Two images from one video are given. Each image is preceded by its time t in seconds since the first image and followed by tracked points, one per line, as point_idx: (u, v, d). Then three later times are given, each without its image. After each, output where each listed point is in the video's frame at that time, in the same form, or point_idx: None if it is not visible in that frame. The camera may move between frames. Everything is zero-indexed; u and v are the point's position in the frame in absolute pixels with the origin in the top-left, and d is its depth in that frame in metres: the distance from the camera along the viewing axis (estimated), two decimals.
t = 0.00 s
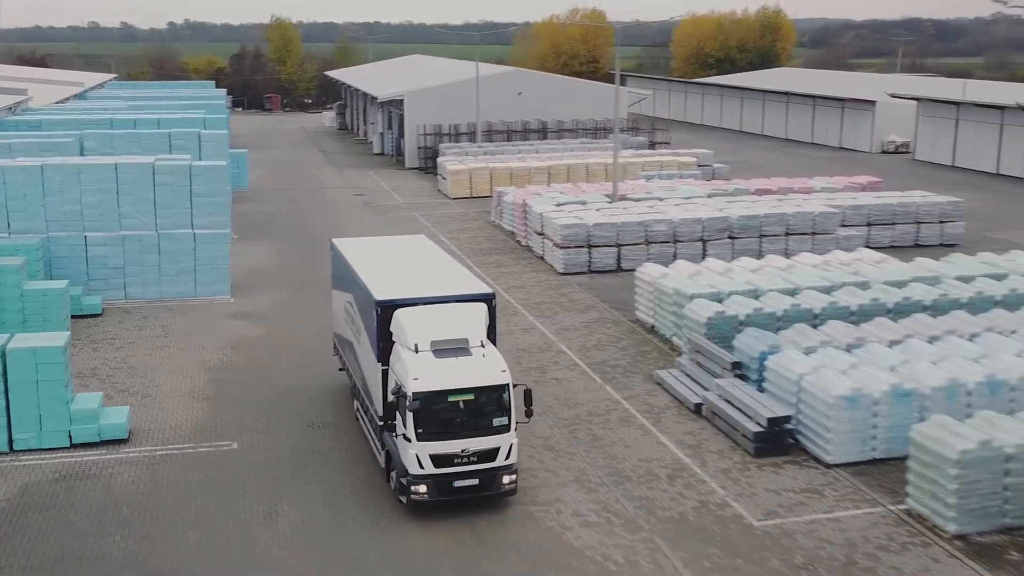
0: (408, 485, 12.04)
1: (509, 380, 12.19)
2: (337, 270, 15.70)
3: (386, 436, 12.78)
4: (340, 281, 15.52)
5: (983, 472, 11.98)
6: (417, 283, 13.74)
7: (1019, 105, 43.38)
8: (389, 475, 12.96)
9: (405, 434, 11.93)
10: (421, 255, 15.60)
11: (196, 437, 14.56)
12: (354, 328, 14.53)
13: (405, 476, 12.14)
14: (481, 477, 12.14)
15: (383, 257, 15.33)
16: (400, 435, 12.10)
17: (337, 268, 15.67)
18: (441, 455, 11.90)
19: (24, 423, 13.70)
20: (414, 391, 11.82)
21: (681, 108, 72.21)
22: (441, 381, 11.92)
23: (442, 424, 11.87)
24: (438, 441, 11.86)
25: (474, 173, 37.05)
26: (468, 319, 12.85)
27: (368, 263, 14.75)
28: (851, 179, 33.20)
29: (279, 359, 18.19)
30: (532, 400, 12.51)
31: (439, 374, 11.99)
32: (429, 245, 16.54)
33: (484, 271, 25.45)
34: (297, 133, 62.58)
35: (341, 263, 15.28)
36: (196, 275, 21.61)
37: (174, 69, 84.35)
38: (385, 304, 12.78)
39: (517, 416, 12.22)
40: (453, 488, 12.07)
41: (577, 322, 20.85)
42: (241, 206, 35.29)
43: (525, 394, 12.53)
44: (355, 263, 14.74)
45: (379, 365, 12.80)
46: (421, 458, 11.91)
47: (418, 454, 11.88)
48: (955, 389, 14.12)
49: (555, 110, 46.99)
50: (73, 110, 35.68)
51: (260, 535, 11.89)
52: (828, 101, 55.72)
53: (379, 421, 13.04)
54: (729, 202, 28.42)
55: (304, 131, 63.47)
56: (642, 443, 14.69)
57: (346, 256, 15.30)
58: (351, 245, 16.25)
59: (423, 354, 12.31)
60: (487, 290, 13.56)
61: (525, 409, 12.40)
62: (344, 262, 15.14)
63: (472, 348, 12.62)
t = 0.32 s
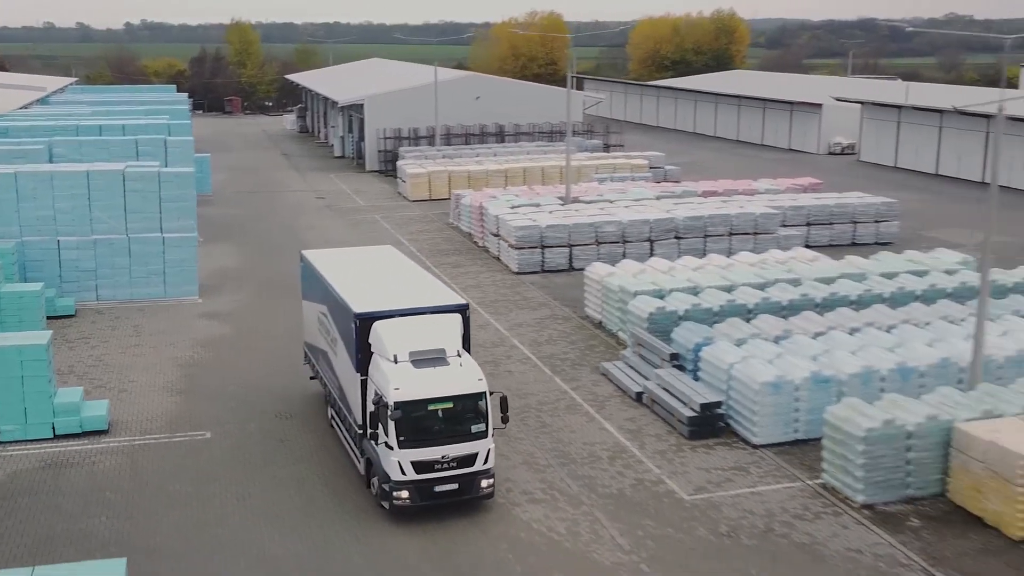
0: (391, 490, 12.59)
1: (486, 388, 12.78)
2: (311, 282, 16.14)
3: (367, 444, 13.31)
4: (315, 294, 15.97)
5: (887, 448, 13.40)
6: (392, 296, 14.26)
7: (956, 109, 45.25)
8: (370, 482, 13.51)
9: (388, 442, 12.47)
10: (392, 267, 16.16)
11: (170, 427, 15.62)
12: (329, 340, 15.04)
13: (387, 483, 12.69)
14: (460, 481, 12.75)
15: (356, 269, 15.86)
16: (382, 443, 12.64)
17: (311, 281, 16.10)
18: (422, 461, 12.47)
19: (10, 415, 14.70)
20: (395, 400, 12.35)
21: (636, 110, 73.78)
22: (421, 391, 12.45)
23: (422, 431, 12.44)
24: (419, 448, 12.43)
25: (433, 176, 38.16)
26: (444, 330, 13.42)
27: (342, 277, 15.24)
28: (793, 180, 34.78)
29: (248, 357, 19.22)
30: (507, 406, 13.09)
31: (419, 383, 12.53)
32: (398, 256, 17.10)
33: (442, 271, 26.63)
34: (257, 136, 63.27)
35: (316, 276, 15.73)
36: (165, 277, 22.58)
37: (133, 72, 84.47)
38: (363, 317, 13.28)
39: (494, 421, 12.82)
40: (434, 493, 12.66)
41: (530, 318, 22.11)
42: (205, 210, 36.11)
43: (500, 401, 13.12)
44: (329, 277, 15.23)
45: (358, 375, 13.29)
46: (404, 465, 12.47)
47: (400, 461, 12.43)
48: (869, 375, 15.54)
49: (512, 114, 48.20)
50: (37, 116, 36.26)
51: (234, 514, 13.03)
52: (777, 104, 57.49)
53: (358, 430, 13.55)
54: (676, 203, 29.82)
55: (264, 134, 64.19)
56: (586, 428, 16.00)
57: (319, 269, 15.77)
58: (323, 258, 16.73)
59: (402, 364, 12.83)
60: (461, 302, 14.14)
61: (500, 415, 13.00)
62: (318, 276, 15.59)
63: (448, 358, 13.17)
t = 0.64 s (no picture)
0: (377, 497, 13.16)
1: (468, 398, 13.35)
2: (288, 295, 16.61)
3: (351, 452, 13.86)
4: (292, 306, 16.44)
5: (806, 431, 14.81)
6: (373, 308, 14.74)
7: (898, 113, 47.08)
8: (354, 489, 14.07)
9: (374, 450, 13.03)
10: (367, 278, 16.66)
11: (147, 421, 16.69)
12: (308, 351, 15.55)
13: (373, 490, 13.25)
14: (444, 486, 13.35)
15: (332, 281, 16.37)
16: (368, 451, 13.20)
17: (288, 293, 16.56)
18: (407, 468, 13.06)
19: None
20: (381, 411, 12.91)
21: (594, 113, 75.23)
22: (405, 401, 12.99)
23: (407, 440, 13.02)
24: (405, 456, 13.01)
25: (394, 180, 39.25)
26: (425, 341, 13.94)
27: (319, 289, 15.75)
28: (740, 183, 36.28)
29: (219, 356, 20.27)
30: (487, 414, 13.70)
31: (403, 394, 13.08)
32: (369, 266, 17.63)
33: (403, 273, 27.77)
34: (220, 140, 63.94)
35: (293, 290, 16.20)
36: (136, 280, 23.55)
37: (94, 75, 84.57)
38: (347, 330, 13.77)
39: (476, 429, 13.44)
40: (419, 498, 13.26)
41: (487, 317, 23.34)
42: (170, 214, 36.91)
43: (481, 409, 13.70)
44: (308, 289, 15.71)
45: (342, 386, 13.81)
46: (389, 472, 13.05)
47: (386, 469, 13.01)
48: (796, 366, 16.93)
49: (471, 118, 49.36)
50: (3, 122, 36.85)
51: (211, 498, 14.17)
52: (730, 107, 59.14)
53: (342, 438, 14.09)
54: (627, 206, 31.18)
55: (227, 138, 64.86)
56: (536, 418, 17.27)
57: (297, 282, 16.23)
58: (298, 269, 17.21)
59: (386, 375, 13.36)
60: (440, 313, 14.68)
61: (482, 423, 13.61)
62: (295, 288, 16.05)
63: (430, 368, 13.72)
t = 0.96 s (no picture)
0: (369, 501, 13.78)
1: (454, 404, 13.98)
2: (268, 306, 17.01)
3: (339, 457, 14.43)
4: (272, 316, 16.84)
5: (739, 419, 16.16)
6: (355, 318, 15.22)
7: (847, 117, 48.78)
8: (343, 493, 14.67)
9: (365, 456, 13.63)
10: (345, 288, 17.13)
11: (126, 416, 17.69)
12: (290, 361, 16.00)
13: (364, 493, 13.87)
14: (432, 489, 14.03)
15: (312, 291, 16.82)
16: (359, 457, 13.78)
17: (268, 304, 16.96)
18: (397, 472, 13.69)
19: None
20: (371, 418, 13.47)
21: (555, 116, 76.63)
22: (394, 408, 13.55)
23: (397, 445, 13.65)
24: (394, 461, 13.63)
25: (358, 185, 40.32)
26: (410, 350, 14.46)
27: (302, 300, 16.19)
28: (693, 186, 37.70)
29: (191, 354, 21.33)
30: (471, 419, 14.34)
31: (392, 401, 13.65)
32: (343, 275, 18.09)
33: (367, 275, 28.86)
34: (185, 143, 64.57)
35: (273, 301, 16.61)
36: (110, 283, 24.60)
37: (57, 78, 84.69)
38: (336, 340, 14.20)
39: (461, 434, 14.09)
40: (409, 501, 13.91)
41: (448, 316, 24.51)
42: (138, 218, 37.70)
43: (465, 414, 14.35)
44: (291, 301, 16.11)
45: (330, 395, 14.30)
46: (380, 477, 13.66)
47: (377, 473, 13.62)
48: (734, 360, 18.23)
49: (434, 123, 50.47)
50: None
51: (189, 485, 15.27)
52: (687, 111, 60.68)
53: (330, 444, 14.62)
54: (583, 209, 32.48)
55: (192, 141, 65.51)
56: (493, 410, 18.50)
57: (279, 294, 16.63)
58: (275, 280, 17.63)
59: (375, 383, 13.86)
60: (421, 322, 15.23)
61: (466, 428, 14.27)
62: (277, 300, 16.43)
63: (417, 375, 14.26)
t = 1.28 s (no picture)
0: (364, 500, 14.44)
1: (444, 406, 14.69)
2: (252, 315, 17.46)
3: (332, 459, 15.06)
4: (257, 324, 17.35)
5: (683, 408, 17.47)
6: (342, 326, 15.82)
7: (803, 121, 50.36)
8: (336, 493, 15.33)
9: (361, 457, 14.28)
10: (327, 295, 17.66)
11: (108, 411, 18.71)
12: (278, 367, 16.56)
13: (360, 493, 14.52)
14: (424, 488, 14.74)
15: (295, 299, 17.35)
16: (355, 458, 14.41)
17: (251, 313, 17.46)
18: (392, 472, 14.37)
19: None
20: (367, 421, 14.12)
21: (520, 118, 77.86)
22: (388, 411, 14.22)
23: (391, 447, 14.33)
24: (389, 462, 14.30)
25: (327, 188, 41.30)
26: (399, 356, 15.10)
27: (289, 308, 16.71)
28: (652, 188, 39.03)
29: (166, 352, 22.39)
30: (460, 421, 15.06)
31: (387, 405, 14.29)
32: (322, 282, 18.61)
33: (336, 276, 29.94)
34: (154, 146, 65.18)
35: (258, 309, 17.11)
36: (87, 285, 25.56)
37: (22, 80, 84.73)
38: (329, 347, 14.79)
39: (451, 434, 14.82)
40: (402, 499, 14.60)
41: (414, 315, 25.67)
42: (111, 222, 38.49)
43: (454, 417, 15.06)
44: (278, 310, 16.61)
45: (323, 400, 14.90)
46: (375, 477, 14.33)
47: (373, 473, 14.28)
48: (681, 354, 19.47)
49: (400, 127, 51.51)
50: None
51: (169, 473, 16.35)
52: (649, 114, 62.10)
53: (323, 447, 15.22)
54: (545, 212, 33.70)
55: (161, 144, 66.13)
56: (456, 402, 19.69)
57: (264, 302, 17.11)
58: (257, 289, 18.11)
59: (368, 388, 14.50)
60: (406, 328, 15.88)
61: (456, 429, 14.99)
62: (264, 309, 16.89)
63: (408, 379, 14.94)
